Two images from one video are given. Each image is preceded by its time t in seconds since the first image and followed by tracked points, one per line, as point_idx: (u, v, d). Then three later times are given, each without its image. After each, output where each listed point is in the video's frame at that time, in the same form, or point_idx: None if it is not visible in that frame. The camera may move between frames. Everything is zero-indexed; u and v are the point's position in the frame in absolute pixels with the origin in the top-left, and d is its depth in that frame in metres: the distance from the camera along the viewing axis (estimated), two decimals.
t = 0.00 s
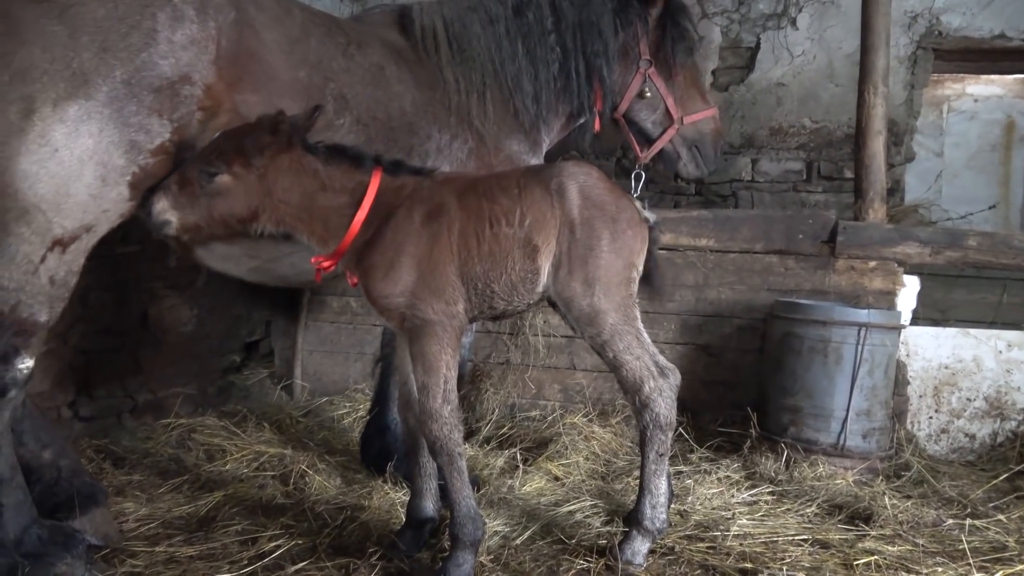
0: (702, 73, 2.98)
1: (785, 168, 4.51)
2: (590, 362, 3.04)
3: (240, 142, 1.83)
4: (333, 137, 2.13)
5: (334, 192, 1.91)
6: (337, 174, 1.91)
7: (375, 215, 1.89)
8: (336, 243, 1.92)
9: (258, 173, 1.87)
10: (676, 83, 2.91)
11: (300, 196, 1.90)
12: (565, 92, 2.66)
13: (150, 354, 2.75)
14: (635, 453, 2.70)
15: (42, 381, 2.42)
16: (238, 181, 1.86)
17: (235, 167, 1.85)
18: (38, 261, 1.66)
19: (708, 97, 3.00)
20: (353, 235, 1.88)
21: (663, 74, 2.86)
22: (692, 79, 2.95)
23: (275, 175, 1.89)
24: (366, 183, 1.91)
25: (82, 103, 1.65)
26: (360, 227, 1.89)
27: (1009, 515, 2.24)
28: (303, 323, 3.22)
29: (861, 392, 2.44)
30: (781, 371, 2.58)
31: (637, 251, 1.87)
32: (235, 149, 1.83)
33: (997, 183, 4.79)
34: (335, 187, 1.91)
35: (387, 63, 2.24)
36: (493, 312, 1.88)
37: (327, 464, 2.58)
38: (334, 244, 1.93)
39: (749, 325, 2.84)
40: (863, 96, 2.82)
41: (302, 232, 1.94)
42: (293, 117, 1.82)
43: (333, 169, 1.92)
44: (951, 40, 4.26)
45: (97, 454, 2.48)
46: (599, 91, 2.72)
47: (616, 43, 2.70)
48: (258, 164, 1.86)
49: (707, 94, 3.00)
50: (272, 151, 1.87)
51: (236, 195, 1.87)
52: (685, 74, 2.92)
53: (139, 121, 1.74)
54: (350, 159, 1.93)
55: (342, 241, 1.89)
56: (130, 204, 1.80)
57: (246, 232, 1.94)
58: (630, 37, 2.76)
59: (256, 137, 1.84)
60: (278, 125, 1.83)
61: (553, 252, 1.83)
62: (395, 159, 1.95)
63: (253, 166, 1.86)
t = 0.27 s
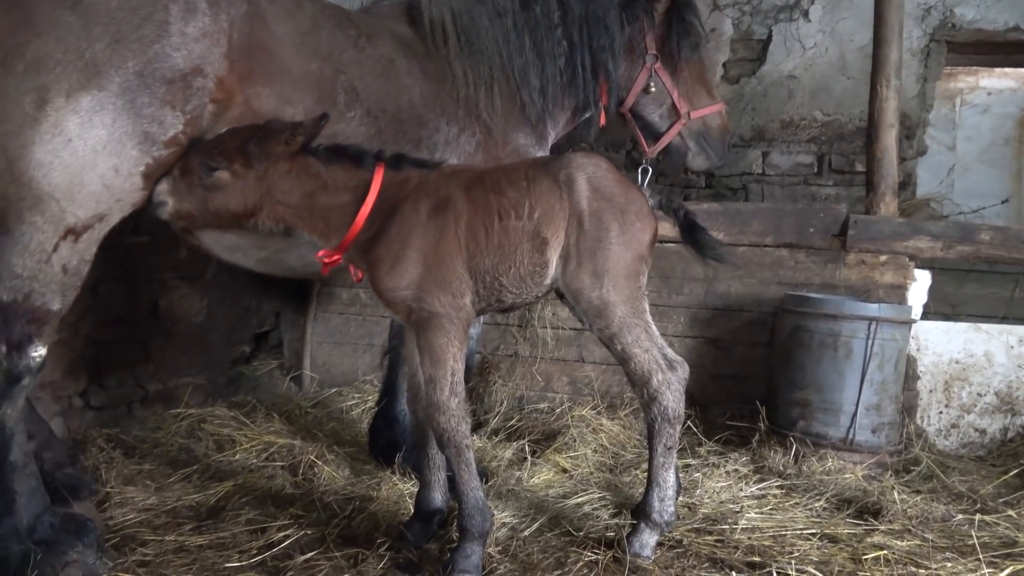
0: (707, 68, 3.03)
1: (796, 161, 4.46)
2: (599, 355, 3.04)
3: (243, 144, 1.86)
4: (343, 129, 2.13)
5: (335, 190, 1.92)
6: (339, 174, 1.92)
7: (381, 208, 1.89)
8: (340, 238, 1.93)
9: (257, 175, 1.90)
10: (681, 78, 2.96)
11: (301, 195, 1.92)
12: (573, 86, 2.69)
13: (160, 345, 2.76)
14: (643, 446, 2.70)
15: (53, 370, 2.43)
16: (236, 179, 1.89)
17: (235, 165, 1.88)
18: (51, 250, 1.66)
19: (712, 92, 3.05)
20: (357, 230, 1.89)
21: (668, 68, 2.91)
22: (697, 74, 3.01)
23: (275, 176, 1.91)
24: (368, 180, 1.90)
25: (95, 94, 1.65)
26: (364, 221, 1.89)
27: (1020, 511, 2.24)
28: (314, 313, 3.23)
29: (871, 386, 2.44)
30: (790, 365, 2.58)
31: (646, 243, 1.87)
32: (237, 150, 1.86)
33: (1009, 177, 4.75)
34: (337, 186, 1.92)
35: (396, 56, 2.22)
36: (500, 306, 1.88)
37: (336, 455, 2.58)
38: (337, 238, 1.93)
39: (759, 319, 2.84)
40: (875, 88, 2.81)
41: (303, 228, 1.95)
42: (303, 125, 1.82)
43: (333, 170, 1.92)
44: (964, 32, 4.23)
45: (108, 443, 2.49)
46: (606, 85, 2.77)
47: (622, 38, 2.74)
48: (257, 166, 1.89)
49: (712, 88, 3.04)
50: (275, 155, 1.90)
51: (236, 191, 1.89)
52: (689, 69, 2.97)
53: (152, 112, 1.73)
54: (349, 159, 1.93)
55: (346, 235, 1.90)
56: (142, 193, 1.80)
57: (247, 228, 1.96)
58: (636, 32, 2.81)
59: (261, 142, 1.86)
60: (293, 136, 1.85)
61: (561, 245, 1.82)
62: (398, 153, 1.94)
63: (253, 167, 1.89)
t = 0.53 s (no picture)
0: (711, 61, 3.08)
1: (807, 153, 4.46)
2: (607, 346, 3.04)
3: (247, 140, 1.85)
4: (352, 119, 2.13)
5: (339, 184, 1.94)
6: (344, 169, 1.93)
7: (388, 200, 1.90)
8: (344, 230, 1.95)
9: (260, 170, 1.91)
10: (688, 70, 3.00)
11: (306, 189, 1.94)
12: (580, 78, 2.70)
13: (170, 334, 2.77)
14: (651, 437, 2.70)
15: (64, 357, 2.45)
16: (240, 174, 1.89)
17: (239, 161, 1.87)
18: (62, 237, 1.66)
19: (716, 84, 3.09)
20: (363, 222, 1.90)
21: (676, 61, 2.95)
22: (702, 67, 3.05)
23: (279, 171, 1.92)
24: (374, 173, 1.92)
25: (108, 82, 1.64)
26: (369, 214, 1.90)
27: None
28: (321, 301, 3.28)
29: (880, 379, 2.43)
30: (800, 358, 2.57)
31: (658, 236, 1.86)
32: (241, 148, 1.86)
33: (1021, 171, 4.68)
34: (342, 180, 1.94)
35: (404, 46, 2.20)
36: (509, 298, 1.88)
37: (344, 445, 2.59)
38: (343, 230, 1.95)
39: (769, 312, 2.84)
40: (887, 81, 2.80)
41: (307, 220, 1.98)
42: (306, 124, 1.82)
43: (338, 165, 1.94)
44: (979, 24, 4.20)
45: (118, 431, 2.50)
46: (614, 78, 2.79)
47: (628, 31, 2.77)
48: (260, 163, 1.90)
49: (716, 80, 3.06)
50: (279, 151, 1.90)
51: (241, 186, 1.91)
52: (694, 61, 3.00)
53: (165, 102, 1.73)
54: (353, 153, 1.94)
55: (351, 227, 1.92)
56: (153, 183, 1.81)
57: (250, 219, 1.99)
58: (643, 25, 2.84)
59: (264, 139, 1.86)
60: (293, 134, 1.86)
61: (571, 238, 1.82)
62: (403, 146, 1.96)
63: (257, 164, 1.89)
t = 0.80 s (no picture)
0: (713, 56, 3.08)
1: (815, 147, 4.45)
2: (614, 340, 3.04)
3: (253, 140, 1.84)
4: (357, 111, 2.13)
5: (346, 180, 1.93)
6: (350, 164, 1.93)
7: (394, 193, 1.90)
8: (353, 226, 1.93)
9: (266, 172, 1.91)
10: (689, 64, 3.00)
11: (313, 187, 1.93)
12: (583, 72, 2.69)
13: (178, 326, 2.78)
14: (658, 431, 2.70)
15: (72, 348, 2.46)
16: (247, 176, 1.89)
17: (245, 163, 1.87)
18: (70, 227, 1.66)
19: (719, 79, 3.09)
20: (370, 216, 1.89)
21: (678, 54, 2.95)
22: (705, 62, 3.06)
23: (284, 171, 1.92)
24: (379, 166, 1.92)
25: (116, 72, 1.63)
26: (376, 208, 1.90)
27: None
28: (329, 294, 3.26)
29: (888, 374, 2.43)
30: (807, 353, 2.56)
31: (666, 229, 1.85)
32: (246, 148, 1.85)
33: None
34: (348, 176, 1.93)
35: (410, 38, 2.20)
36: (516, 291, 1.88)
37: (351, 437, 2.60)
38: (351, 227, 1.94)
39: (776, 306, 2.84)
40: (897, 74, 2.79)
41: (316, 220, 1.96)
42: (310, 123, 1.83)
43: (344, 161, 1.94)
44: (991, 17, 4.17)
45: (126, 422, 2.51)
46: (617, 72, 2.79)
47: (632, 24, 2.77)
48: (267, 164, 1.89)
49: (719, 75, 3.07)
50: (286, 150, 1.90)
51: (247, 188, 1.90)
52: (697, 55, 3.00)
53: (173, 93, 1.72)
54: (358, 151, 1.95)
55: (357, 221, 1.92)
56: (159, 174, 1.80)
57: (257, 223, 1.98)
58: (646, 18, 2.83)
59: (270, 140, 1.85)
60: (300, 132, 1.85)
61: (579, 230, 1.81)
62: (408, 140, 1.96)
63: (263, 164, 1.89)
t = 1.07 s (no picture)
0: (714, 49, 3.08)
1: (823, 142, 4.44)
2: (620, 335, 3.03)
3: (262, 136, 1.85)
4: (363, 103, 2.14)
5: (349, 175, 1.93)
6: (355, 161, 1.94)
7: (396, 188, 1.90)
8: (355, 219, 1.94)
9: (272, 167, 1.91)
10: (690, 55, 2.99)
11: (316, 182, 1.94)
12: (584, 63, 2.68)
13: (184, 319, 2.79)
14: (663, 426, 2.70)
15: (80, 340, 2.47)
16: (251, 169, 1.89)
17: (251, 155, 1.87)
18: (77, 220, 1.66)
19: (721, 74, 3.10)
20: (373, 210, 1.90)
21: (679, 46, 2.94)
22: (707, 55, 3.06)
23: (290, 166, 1.93)
24: (382, 162, 1.91)
25: (123, 65, 1.63)
26: (379, 202, 1.90)
27: None
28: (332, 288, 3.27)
29: (894, 370, 2.42)
30: (813, 348, 2.56)
31: (670, 224, 1.83)
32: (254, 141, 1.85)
33: None
34: (351, 170, 1.94)
35: (414, 32, 2.19)
36: (518, 285, 1.88)
37: (356, 430, 2.61)
38: (353, 220, 1.94)
39: (782, 301, 2.83)
40: (905, 68, 2.78)
41: (319, 214, 1.97)
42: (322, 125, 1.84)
43: (346, 157, 1.94)
44: (1000, 12, 4.17)
45: (132, 414, 2.52)
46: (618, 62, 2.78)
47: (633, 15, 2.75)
48: (273, 159, 1.90)
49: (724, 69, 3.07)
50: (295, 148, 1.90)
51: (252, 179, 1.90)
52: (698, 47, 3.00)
53: (180, 85, 1.71)
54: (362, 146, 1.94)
55: (360, 215, 1.92)
56: (168, 166, 1.78)
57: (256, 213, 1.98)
58: (646, 10, 2.83)
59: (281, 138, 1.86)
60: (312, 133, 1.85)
61: (581, 224, 1.80)
62: (410, 135, 1.95)
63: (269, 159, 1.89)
